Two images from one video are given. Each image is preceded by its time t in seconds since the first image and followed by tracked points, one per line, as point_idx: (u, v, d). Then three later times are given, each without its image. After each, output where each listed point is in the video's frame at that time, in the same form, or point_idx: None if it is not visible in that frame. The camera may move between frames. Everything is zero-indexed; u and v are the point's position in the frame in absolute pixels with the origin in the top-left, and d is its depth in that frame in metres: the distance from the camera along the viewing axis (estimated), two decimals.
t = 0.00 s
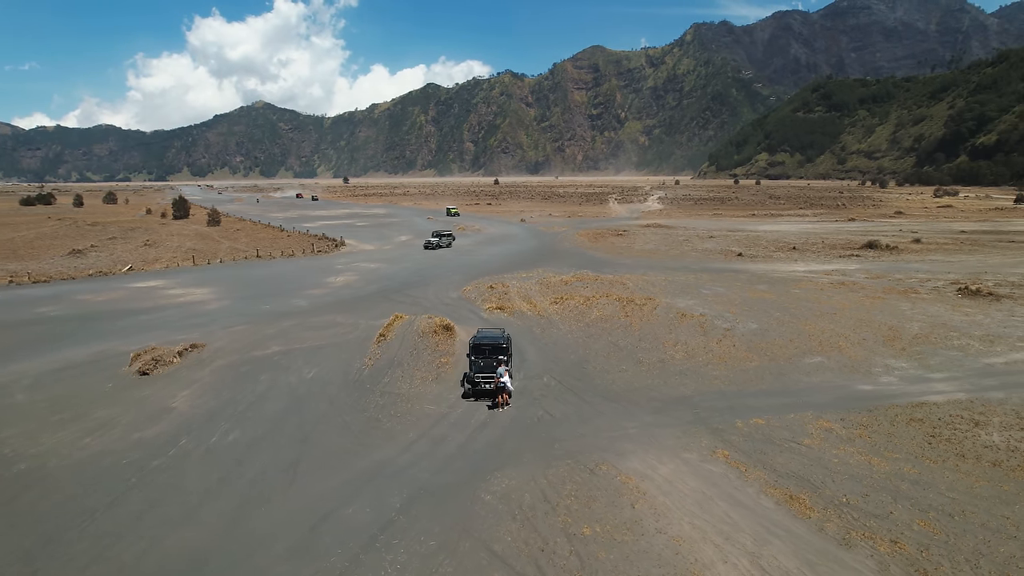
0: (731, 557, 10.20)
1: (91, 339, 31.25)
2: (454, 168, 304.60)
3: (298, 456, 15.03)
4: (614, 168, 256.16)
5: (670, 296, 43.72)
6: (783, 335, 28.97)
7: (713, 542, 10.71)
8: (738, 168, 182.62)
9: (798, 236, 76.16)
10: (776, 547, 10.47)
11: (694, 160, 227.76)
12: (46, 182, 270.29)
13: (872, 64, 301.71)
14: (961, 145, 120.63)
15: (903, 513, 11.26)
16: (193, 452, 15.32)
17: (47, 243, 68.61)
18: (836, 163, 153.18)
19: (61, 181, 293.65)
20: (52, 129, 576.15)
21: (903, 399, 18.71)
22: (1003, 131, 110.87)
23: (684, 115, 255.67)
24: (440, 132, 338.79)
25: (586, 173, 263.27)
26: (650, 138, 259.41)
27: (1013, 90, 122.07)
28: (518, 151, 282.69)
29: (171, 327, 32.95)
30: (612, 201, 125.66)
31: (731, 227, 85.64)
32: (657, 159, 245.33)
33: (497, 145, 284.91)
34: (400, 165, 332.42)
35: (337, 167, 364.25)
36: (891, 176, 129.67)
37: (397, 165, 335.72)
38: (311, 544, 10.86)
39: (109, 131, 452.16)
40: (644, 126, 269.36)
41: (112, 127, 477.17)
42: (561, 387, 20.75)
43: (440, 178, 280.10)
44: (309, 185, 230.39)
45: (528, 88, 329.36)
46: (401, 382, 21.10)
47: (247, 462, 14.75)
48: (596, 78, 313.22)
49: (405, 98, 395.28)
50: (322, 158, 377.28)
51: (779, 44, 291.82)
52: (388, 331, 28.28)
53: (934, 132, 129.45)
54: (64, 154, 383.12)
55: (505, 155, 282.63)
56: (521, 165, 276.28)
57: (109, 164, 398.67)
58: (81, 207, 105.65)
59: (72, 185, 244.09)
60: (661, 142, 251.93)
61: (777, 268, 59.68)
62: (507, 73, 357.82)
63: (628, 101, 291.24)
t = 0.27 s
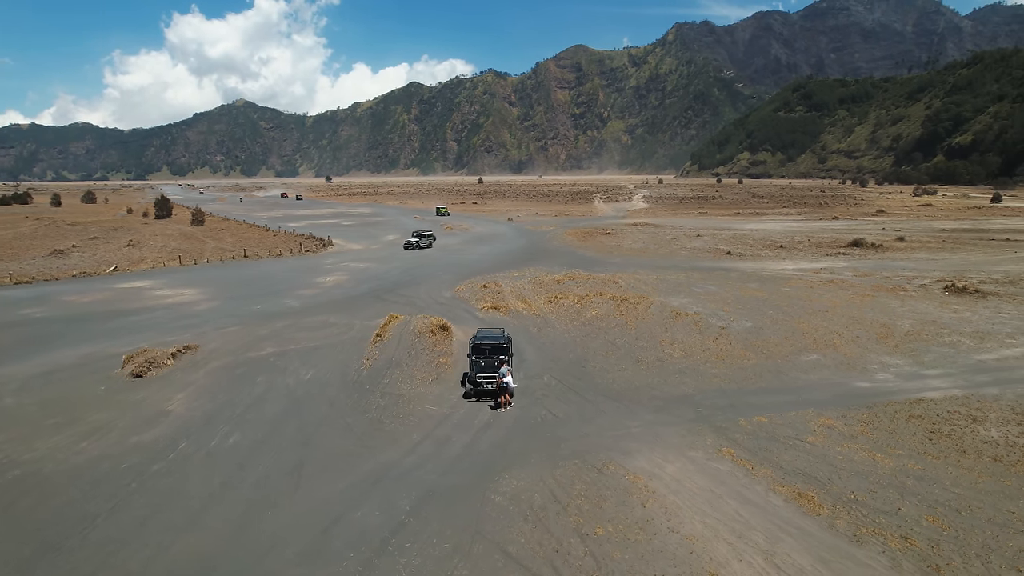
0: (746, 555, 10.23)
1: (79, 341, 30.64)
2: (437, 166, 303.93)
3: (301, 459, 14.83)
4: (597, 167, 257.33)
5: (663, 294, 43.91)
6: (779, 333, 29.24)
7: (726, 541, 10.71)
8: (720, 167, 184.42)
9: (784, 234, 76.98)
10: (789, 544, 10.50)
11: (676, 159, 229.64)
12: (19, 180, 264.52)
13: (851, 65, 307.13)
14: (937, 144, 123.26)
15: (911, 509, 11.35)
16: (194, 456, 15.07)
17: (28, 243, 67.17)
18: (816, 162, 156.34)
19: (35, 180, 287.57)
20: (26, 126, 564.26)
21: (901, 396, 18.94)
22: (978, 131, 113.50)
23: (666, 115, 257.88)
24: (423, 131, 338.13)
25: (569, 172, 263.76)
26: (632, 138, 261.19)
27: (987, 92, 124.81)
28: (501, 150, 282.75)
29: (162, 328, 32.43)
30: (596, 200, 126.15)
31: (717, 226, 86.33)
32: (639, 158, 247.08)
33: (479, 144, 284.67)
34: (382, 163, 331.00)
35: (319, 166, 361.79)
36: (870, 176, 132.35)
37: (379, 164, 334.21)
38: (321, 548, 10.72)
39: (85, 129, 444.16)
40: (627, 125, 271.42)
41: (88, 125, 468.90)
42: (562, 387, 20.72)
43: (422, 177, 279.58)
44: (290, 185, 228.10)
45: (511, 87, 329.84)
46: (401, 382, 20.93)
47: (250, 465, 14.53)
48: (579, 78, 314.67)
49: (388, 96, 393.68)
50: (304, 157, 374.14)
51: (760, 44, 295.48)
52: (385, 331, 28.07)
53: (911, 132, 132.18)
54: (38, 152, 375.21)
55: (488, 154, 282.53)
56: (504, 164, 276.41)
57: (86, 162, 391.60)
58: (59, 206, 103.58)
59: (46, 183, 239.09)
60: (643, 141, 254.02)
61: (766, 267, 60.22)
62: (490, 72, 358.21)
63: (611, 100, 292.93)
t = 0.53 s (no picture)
0: (760, 552, 10.26)
1: (67, 344, 29.97)
2: (420, 165, 302.77)
3: (305, 462, 14.65)
4: (580, 166, 258.18)
5: (655, 293, 44.10)
6: (774, 331, 29.53)
7: (739, 539, 10.75)
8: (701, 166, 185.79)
9: (771, 233, 77.63)
10: (801, 542, 10.56)
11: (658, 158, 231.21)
12: None
13: (830, 65, 312.57)
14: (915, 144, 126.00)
15: (918, 505, 11.47)
16: (195, 460, 14.81)
17: (6, 245, 65.58)
18: (796, 161, 158.18)
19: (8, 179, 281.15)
20: None
21: (898, 392, 19.22)
22: (954, 131, 116.51)
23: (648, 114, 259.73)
24: (406, 130, 337.01)
25: (552, 171, 263.93)
26: (615, 137, 262.79)
27: (963, 92, 128.02)
28: (485, 149, 282.65)
29: (152, 330, 31.85)
30: (582, 199, 126.41)
31: (704, 225, 86.91)
32: (622, 158, 248.36)
33: (462, 143, 284.19)
34: (364, 162, 329.07)
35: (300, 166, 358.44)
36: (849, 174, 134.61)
37: (361, 163, 332.27)
38: (333, 552, 10.61)
39: (59, 128, 435.13)
40: (610, 124, 272.98)
41: (63, 123, 459.77)
42: (563, 386, 20.70)
43: (405, 176, 278.56)
44: (271, 184, 225.64)
45: (494, 86, 330.05)
46: (400, 383, 20.78)
47: (254, 469, 14.32)
48: (562, 77, 316.23)
49: (370, 95, 391.56)
50: (285, 156, 370.56)
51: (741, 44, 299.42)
52: (381, 331, 27.85)
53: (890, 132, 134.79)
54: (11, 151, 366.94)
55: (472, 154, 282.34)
56: (487, 163, 276.39)
57: (61, 161, 383.45)
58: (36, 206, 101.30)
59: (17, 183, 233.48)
60: (625, 141, 255.55)
61: (755, 265, 60.72)
62: (473, 71, 358.14)
63: (594, 100, 294.64)
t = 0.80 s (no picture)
0: (773, 548, 10.33)
1: (54, 346, 29.30)
2: (403, 165, 301.69)
3: (310, 464, 14.48)
4: (564, 165, 258.86)
5: (647, 292, 44.27)
6: (768, 329, 29.80)
7: (751, 536, 10.80)
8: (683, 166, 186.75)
9: (757, 232, 78.31)
10: (811, 538, 10.64)
11: (641, 157, 232.52)
12: None
13: (809, 65, 317.69)
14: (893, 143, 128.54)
15: (924, 500, 11.62)
16: (197, 464, 14.57)
17: None
18: (778, 160, 159.64)
19: None
20: None
21: (894, 389, 19.49)
22: (931, 131, 119.45)
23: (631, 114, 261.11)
24: (389, 129, 335.66)
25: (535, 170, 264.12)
26: (598, 136, 263.91)
27: (940, 93, 131.35)
28: (468, 149, 282.41)
29: (142, 331, 31.28)
30: (567, 198, 126.60)
31: (691, 223, 87.46)
32: (605, 157, 249.40)
33: (445, 142, 283.40)
34: (347, 162, 327.01)
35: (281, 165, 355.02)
36: (830, 173, 136.43)
37: (343, 163, 330.04)
38: (345, 556, 10.49)
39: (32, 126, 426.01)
40: (592, 124, 274.28)
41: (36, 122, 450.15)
42: (564, 385, 20.70)
43: (388, 176, 277.18)
44: (252, 183, 224.00)
45: (477, 85, 329.98)
46: (400, 384, 20.63)
47: (258, 472, 14.12)
48: (545, 77, 317.23)
49: (352, 93, 389.39)
50: (267, 155, 366.86)
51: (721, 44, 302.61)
52: (378, 331, 27.65)
53: (869, 132, 137.35)
54: None
55: (455, 153, 281.97)
56: (470, 163, 276.16)
57: (34, 160, 374.95)
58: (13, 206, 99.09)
59: None
60: (608, 140, 256.67)
61: (743, 264, 61.22)
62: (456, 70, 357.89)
63: (576, 99, 295.74)
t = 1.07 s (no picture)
0: (785, 545, 10.45)
1: (41, 349, 28.70)
2: (385, 164, 300.19)
3: (315, 466, 14.37)
4: (547, 164, 259.41)
5: (640, 291, 44.49)
6: (762, 327, 30.11)
7: (761, 533, 10.91)
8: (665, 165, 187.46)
9: (744, 231, 79.02)
10: (820, 534, 10.78)
11: (624, 156, 233.59)
12: None
13: (788, 65, 322.66)
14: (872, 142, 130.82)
15: (928, 495, 11.82)
16: (200, 467, 14.40)
17: None
18: (758, 160, 160.82)
19: None
20: None
21: (889, 385, 19.81)
22: (909, 131, 121.96)
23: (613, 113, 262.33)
24: (371, 128, 334.14)
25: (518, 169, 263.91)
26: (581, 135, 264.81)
27: (916, 94, 134.01)
28: (450, 148, 281.97)
29: (132, 333, 30.76)
30: (552, 197, 126.80)
31: (678, 222, 88.06)
32: (588, 156, 250.24)
33: (428, 141, 282.57)
34: (328, 161, 324.60)
35: (262, 164, 351.33)
36: (810, 172, 138.21)
37: (325, 162, 327.53)
38: (359, 558, 10.45)
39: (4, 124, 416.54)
40: (575, 123, 275.40)
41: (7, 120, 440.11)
42: (564, 384, 20.76)
43: (370, 175, 275.58)
44: (232, 183, 221.08)
45: (460, 84, 329.74)
46: (400, 384, 20.55)
47: (262, 475, 13.98)
48: (527, 76, 318.02)
49: (334, 92, 387.05)
50: (248, 154, 362.70)
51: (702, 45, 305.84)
52: (375, 332, 27.47)
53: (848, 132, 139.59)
54: None
55: (437, 152, 281.38)
56: (453, 162, 275.75)
57: (5, 159, 366.32)
58: None
59: None
60: (591, 139, 257.59)
61: (732, 262, 61.74)
62: (439, 69, 357.51)
63: (559, 99, 296.77)
